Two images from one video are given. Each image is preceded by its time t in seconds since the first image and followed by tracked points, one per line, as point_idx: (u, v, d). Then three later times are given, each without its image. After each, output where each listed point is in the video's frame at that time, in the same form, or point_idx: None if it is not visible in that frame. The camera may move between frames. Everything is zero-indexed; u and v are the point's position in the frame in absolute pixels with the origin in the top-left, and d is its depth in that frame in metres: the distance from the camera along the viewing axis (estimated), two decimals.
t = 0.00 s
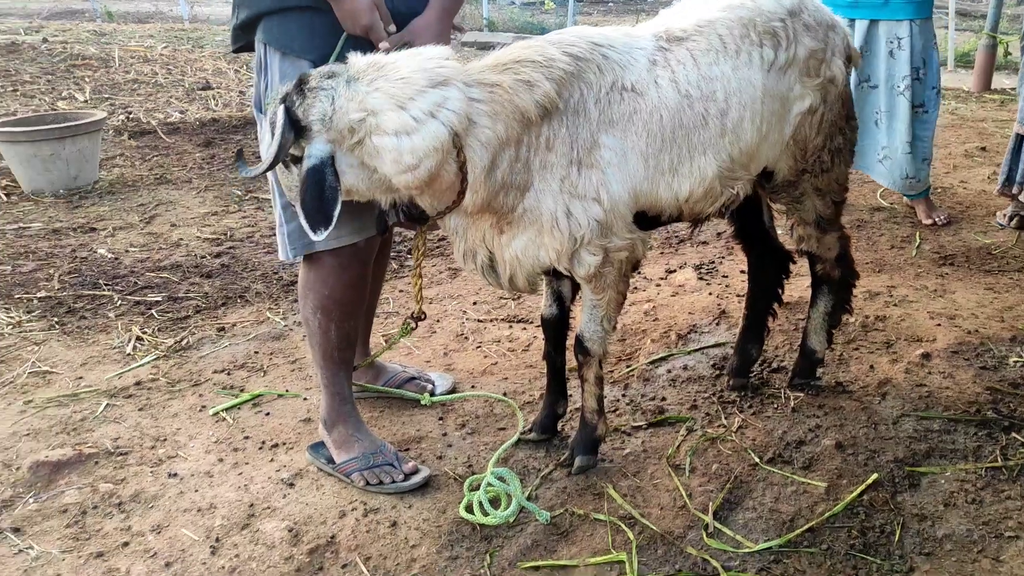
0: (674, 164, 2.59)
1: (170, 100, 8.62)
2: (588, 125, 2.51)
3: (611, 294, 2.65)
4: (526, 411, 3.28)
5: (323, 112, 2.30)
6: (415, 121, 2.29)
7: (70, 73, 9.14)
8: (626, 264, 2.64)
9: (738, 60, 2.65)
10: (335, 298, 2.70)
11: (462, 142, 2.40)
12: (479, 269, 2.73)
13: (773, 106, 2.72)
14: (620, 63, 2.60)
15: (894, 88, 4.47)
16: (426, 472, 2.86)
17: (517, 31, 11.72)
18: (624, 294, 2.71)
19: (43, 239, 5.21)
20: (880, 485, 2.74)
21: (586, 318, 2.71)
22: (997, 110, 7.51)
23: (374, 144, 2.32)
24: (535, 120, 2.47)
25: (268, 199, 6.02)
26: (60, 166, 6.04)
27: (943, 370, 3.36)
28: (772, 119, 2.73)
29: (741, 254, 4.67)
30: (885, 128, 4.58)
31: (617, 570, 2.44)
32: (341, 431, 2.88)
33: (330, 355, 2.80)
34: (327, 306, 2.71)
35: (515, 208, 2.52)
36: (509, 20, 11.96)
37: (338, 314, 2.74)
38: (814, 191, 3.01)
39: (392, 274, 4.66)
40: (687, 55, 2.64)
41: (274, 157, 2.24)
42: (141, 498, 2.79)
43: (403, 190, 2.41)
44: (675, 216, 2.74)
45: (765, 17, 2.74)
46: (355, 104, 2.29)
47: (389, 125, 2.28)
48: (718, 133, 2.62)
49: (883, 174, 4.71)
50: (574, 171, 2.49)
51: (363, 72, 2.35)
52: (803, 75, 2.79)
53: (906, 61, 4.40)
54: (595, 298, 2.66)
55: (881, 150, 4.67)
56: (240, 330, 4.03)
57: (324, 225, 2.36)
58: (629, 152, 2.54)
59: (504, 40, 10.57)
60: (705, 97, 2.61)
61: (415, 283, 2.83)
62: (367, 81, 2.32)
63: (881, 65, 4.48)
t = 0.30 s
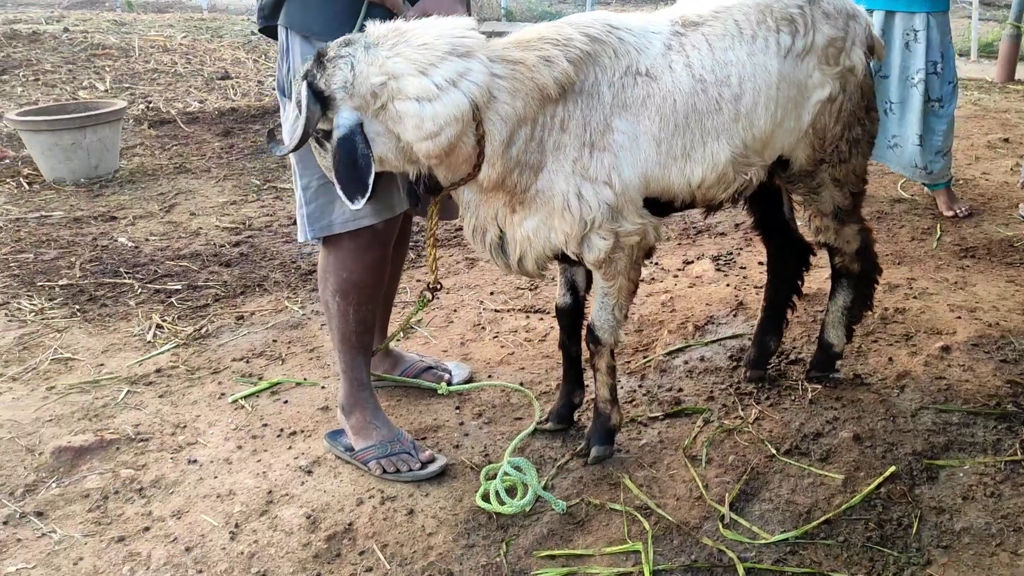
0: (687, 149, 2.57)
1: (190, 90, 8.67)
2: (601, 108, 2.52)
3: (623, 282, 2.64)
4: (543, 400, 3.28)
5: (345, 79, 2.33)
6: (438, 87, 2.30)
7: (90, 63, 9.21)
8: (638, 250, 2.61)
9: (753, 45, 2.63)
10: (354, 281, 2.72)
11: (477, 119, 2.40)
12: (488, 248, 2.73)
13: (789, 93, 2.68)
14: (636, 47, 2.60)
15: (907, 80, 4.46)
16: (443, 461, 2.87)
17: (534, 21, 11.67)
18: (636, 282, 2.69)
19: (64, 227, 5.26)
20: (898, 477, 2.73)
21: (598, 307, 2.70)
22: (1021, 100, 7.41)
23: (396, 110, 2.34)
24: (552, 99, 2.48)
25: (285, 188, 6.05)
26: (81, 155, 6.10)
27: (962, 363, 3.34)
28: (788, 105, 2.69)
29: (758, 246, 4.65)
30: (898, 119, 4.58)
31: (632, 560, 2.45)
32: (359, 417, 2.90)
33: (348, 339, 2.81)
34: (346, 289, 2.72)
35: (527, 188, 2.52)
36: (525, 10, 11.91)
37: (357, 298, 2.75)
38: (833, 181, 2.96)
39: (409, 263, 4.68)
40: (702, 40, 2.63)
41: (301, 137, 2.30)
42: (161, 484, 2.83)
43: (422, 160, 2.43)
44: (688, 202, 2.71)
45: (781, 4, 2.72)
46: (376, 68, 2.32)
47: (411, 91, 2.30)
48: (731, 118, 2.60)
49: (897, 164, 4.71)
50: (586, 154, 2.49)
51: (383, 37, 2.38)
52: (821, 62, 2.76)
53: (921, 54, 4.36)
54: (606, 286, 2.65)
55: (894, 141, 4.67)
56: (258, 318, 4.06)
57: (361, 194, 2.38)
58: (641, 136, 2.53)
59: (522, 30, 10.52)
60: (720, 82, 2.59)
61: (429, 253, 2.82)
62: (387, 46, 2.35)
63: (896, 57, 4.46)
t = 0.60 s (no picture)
0: (699, 139, 2.56)
1: (206, 80, 8.70)
2: (614, 95, 2.51)
3: (631, 271, 2.63)
4: (557, 391, 3.29)
5: (365, 52, 2.36)
6: (456, 58, 2.31)
7: (108, 53, 9.25)
8: (648, 239, 2.59)
9: (771, 34, 2.60)
10: (376, 265, 2.74)
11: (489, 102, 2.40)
12: (497, 227, 2.75)
13: (807, 81, 2.65)
14: (652, 33, 2.59)
15: (928, 71, 4.42)
16: (457, 450, 2.88)
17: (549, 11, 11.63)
18: (646, 272, 2.68)
19: (82, 216, 5.30)
20: (914, 470, 2.71)
21: (609, 295, 2.70)
22: None
23: (416, 79, 2.35)
24: (567, 81, 2.48)
25: (301, 178, 6.06)
26: (99, 145, 6.14)
27: (980, 356, 3.32)
28: (805, 93, 2.65)
29: (775, 237, 4.63)
30: (919, 110, 4.53)
31: (646, 550, 2.46)
32: (376, 404, 2.92)
33: (369, 323, 2.84)
34: (368, 272, 2.75)
35: (537, 171, 2.53)
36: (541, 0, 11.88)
37: (378, 282, 2.77)
38: (853, 171, 2.92)
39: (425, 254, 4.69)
40: (719, 28, 2.61)
41: (325, 113, 2.34)
42: (179, 471, 2.85)
43: (436, 134, 2.45)
44: (700, 192, 2.69)
45: None
46: (394, 39, 2.35)
47: (430, 60, 2.31)
48: (745, 108, 2.57)
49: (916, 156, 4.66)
50: (597, 140, 2.49)
51: (401, 10, 2.40)
52: (841, 50, 2.71)
53: (942, 44, 4.34)
54: (614, 275, 2.64)
55: (914, 133, 4.63)
56: (274, 308, 4.08)
57: (383, 166, 2.44)
58: (653, 124, 2.52)
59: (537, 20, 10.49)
60: (735, 72, 2.56)
61: (445, 228, 2.81)
62: (406, 18, 2.37)
63: (917, 48, 4.43)
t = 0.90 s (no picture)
0: (720, 132, 2.55)
1: (220, 72, 8.72)
2: (635, 88, 2.51)
3: (650, 266, 2.63)
4: (570, 384, 3.29)
5: (379, 48, 2.38)
6: (467, 55, 2.32)
7: (122, 45, 9.29)
8: (666, 234, 2.59)
9: (791, 26, 2.59)
10: (391, 257, 2.75)
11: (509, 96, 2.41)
12: (515, 222, 2.73)
13: (827, 74, 2.63)
14: (674, 26, 2.58)
15: (944, 65, 4.36)
16: (470, 443, 2.89)
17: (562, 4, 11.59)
18: (665, 266, 2.68)
19: (97, 208, 5.33)
20: (928, 465, 2.70)
21: (627, 290, 2.70)
22: None
23: (428, 77, 2.36)
24: (587, 74, 2.48)
25: (314, 170, 6.07)
26: (114, 137, 6.17)
27: (996, 352, 3.30)
28: (825, 87, 2.64)
29: (789, 232, 4.61)
30: (935, 105, 4.48)
31: (658, 543, 2.46)
32: (390, 395, 2.93)
33: (383, 315, 2.85)
34: (383, 265, 2.76)
35: (557, 165, 2.53)
36: None
37: (393, 274, 2.78)
38: (872, 165, 2.90)
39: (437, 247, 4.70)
40: (740, 20, 2.59)
41: (341, 110, 2.38)
42: (194, 461, 2.87)
43: (452, 129, 2.45)
44: (719, 186, 2.69)
45: None
46: (408, 36, 2.36)
47: (443, 57, 2.33)
48: (766, 101, 2.56)
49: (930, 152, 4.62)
50: (618, 134, 2.49)
51: (414, 6, 2.41)
52: (862, 42, 2.68)
53: (958, 38, 4.29)
54: (633, 270, 2.64)
55: (929, 128, 4.58)
56: (288, 299, 4.09)
57: (398, 161, 2.41)
58: (674, 117, 2.52)
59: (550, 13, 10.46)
60: (756, 64, 2.55)
61: (459, 216, 2.82)
62: (419, 14, 2.38)
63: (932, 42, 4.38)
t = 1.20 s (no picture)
0: (738, 131, 2.53)
1: (228, 68, 8.72)
2: (652, 86, 2.50)
3: (663, 265, 2.63)
4: (578, 381, 3.29)
5: (388, 53, 2.36)
6: (477, 56, 2.30)
7: (131, 40, 9.30)
8: (680, 233, 2.59)
9: (811, 23, 2.57)
10: (402, 253, 2.75)
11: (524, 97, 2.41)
12: (529, 217, 2.75)
13: (846, 71, 2.61)
14: (693, 23, 2.56)
15: (956, 62, 4.32)
16: (478, 439, 2.88)
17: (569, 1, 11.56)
18: (677, 264, 2.68)
19: (105, 203, 5.34)
20: (938, 464, 2.69)
21: (638, 289, 2.70)
22: None
23: (438, 80, 2.35)
24: (603, 73, 2.48)
25: (322, 165, 6.08)
26: (122, 132, 6.18)
27: (1006, 350, 3.29)
28: (844, 84, 2.62)
29: (798, 229, 4.60)
30: (946, 103, 4.42)
31: (666, 541, 2.45)
32: (398, 391, 2.93)
33: (393, 310, 2.85)
34: (395, 260, 2.76)
35: (571, 163, 2.53)
36: None
37: (405, 269, 2.78)
38: (887, 162, 2.89)
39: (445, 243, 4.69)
40: (760, 17, 2.57)
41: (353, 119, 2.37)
42: (202, 456, 2.87)
43: (465, 129, 2.44)
44: (737, 185, 2.67)
45: None
46: (415, 39, 2.34)
47: (451, 60, 2.31)
48: (785, 99, 2.54)
49: (943, 151, 4.56)
50: (634, 133, 2.48)
51: (423, 7, 2.38)
52: (881, 39, 2.66)
53: (970, 35, 4.26)
54: (646, 268, 2.64)
55: (939, 127, 4.51)
56: (296, 295, 4.09)
57: (409, 165, 2.39)
58: (691, 115, 2.50)
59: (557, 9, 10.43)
60: (776, 62, 2.53)
61: (471, 211, 2.82)
62: (426, 16, 2.36)
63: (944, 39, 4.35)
